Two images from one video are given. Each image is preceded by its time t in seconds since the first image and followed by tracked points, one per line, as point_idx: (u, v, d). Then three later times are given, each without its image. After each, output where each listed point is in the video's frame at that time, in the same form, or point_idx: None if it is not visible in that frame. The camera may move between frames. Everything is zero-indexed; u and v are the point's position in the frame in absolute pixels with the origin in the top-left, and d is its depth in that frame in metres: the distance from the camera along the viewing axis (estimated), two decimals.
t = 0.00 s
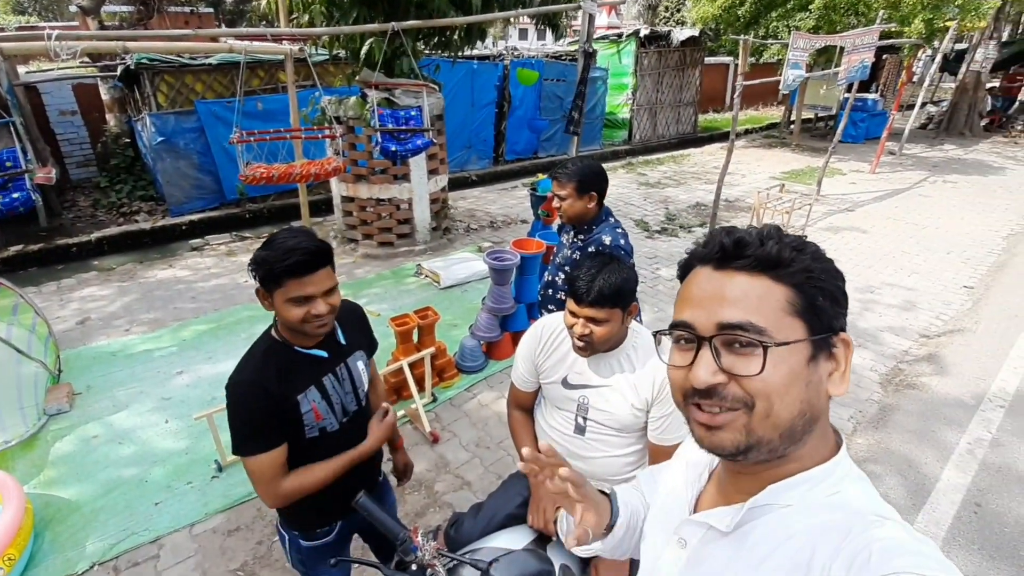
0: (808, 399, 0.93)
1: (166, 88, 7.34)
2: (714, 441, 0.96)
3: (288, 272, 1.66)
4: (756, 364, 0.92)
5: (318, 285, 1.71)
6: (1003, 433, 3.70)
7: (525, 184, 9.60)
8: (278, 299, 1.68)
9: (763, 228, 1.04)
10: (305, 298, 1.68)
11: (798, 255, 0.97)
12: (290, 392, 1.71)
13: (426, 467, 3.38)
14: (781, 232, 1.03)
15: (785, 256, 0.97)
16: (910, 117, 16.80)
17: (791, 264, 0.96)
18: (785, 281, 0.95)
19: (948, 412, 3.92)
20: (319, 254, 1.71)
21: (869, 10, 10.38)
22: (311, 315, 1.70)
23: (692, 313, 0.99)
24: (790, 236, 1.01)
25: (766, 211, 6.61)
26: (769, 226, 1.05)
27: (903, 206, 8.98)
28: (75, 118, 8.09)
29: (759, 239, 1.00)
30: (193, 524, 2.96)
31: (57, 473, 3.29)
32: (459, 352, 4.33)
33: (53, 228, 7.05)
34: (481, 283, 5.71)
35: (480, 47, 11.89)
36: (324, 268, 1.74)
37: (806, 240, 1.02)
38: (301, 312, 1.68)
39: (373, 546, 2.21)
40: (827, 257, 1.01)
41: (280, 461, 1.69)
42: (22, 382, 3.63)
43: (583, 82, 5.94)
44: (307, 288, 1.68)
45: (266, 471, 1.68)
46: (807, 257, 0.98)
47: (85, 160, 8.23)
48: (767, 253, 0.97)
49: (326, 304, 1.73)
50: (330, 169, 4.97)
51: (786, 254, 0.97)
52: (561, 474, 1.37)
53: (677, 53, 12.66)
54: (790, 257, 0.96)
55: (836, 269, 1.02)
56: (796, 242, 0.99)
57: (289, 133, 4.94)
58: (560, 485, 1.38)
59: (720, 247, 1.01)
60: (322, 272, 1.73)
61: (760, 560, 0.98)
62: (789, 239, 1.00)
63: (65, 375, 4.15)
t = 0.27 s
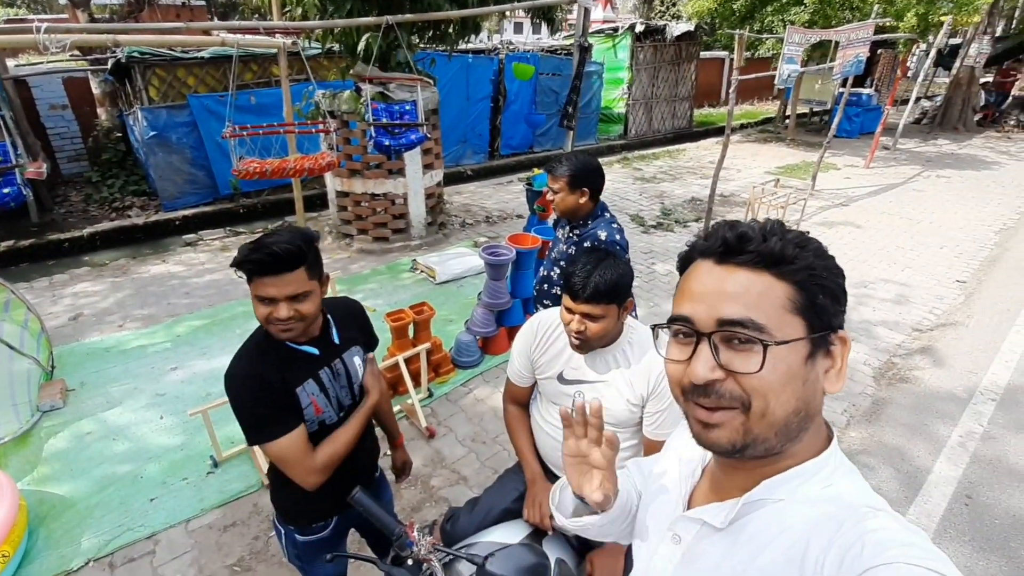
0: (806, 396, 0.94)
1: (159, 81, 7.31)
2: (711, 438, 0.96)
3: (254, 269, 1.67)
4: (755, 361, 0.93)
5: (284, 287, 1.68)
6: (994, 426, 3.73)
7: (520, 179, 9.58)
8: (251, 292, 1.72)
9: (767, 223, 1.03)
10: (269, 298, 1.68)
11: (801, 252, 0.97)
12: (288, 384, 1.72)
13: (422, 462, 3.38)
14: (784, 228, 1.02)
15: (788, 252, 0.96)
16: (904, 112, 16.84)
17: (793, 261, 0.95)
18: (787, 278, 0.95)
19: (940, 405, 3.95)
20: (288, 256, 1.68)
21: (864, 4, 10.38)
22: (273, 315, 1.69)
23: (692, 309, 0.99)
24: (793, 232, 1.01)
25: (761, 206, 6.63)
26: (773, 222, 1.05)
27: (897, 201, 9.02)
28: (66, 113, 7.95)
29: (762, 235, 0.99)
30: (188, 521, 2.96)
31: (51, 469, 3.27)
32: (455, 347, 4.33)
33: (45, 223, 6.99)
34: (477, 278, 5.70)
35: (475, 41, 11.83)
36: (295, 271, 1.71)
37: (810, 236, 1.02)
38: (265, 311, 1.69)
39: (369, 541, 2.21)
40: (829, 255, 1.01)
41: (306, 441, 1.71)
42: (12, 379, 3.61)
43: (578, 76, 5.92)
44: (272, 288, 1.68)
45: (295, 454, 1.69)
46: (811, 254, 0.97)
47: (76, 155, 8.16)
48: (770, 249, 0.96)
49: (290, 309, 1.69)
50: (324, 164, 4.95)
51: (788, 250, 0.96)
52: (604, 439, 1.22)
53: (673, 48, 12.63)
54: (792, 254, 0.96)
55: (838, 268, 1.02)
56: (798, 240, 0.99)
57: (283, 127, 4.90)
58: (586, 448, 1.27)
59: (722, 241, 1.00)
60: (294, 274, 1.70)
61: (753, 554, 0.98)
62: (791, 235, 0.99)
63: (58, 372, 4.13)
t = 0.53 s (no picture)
0: (803, 393, 0.94)
1: (151, 76, 7.21)
2: (708, 434, 0.97)
3: (241, 270, 1.66)
4: (752, 359, 0.93)
5: (271, 288, 1.67)
6: (986, 421, 3.76)
7: (516, 175, 9.56)
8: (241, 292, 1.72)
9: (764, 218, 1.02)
10: (257, 298, 1.67)
11: (798, 250, 0.96)
12: (285, 382, 1.71)
13: (418, 459, 3.37)
14: (782, 224, 1.01)
15: (785, 250, 0.95)
16: (898, 108, 16.91)
17: (790, 259, 0.94)
18: (783, 276, 0.94)
19: (932, 400, 3.98)
20: (276, 257, 1.67)
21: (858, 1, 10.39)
22: (261, 316, 1.68)
23: (688, 306, 0.99)
24: (790, 229, 0.99)
25: (756, 202, 6.64)
26: (770, 217, 1.03)
27: (890, 197, 9.07)
28: (56, 108, 7.86)
29: (759, 231, 0.98)
30: (183, 519, 2.94)
31: (44, 468, 3.25)
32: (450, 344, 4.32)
33: (35, 220, 6.93)
34: (472, 275, 5.69)
35: (470, 37, 11.78)
36: (285, 272, 1.69)
37: (805, 233, 1.01)
38: (254, 311, 1.68)
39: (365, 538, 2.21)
40: (825, 251, 1.00)
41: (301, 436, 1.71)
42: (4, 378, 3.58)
43: (574, 72, 5.90)
44: (259, 288, 1.67)
45: (290, 448, 1.68)
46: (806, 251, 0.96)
47: (67, 151, 8.07)
48: (767, 246, 0.95)
49: (278, 310, 1.67)
50: (318, 161, 4.91)
51: (786, 247, 0.95)
52: (592, 452, 1.21)
53: (668, 44, 12.61)
54: (789, 252, 0.95)
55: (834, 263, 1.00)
56: (795, 236, 0.98)
57: (276, 123, 4.86)
58: (577, 455, 1.23)
59: (719, 239, 0.99)
60: (282, 274, 1.68)
61: (745, 546, 0.98)
62: (789, 232, 0.98)
63: (50, 370, 4.09)
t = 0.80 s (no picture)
0: (808, 398, 0.94)
1: (144, 72, 7.17)
2: (710, 433, 0.98)
3: (241, 267, 1.66)
4: (759, 364, 0.92)
5: (272, 285, 1.67)
6: (979, 417, 3.78)
7: (512, 173, 9.56)
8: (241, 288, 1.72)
9: (785, 218, 0.99)
10: (258, 295, 1.67)
11: (818, 255, 0.93)
12: (282, 382, 1.69)
13: (414, 457, 3.37)
14: (804, 225, 0.98)
15: (805, 255, 0.92)
16: (892, 107, 16.98)
17: (809, 265, 0.92)
18: (800, 283, 0.92)
19: (926, 397, 4.00)
20: (277, 254, 1.67)
21: None
22: (261, 313, 1.68)
23: (699, 305, 0.98)
24: (812, 231, 0.96)
25: (751, 200, 6.66)
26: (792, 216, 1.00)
27: (884, 195, 9.11)
28: (49, 104, 7.80)
29: (780, 233, 0.95)
30: (178, 517, 2.93)
31: (37, 466, 3.23)
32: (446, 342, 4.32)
33: (28, 217, 6.88)
34: (469, 272, 5.68)
35: (467, 33, 11.75)
36: (285, 269, 1.69)
37: (828, 236, 0.98)
38: (254, 308, 1.69)
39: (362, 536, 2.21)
40: (847, 256, 0.97)
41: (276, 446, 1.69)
42: None
43: (570, 69, 5.89)
44: (260, 285, 1.67)
45: (263, 459, 1.67)
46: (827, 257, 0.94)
47: (60, 147, 8.01)
48: (786, 250, 0.93)
49: (280, 307, 1.68)
50: (314, 158, 4.89)
51: (806, 252, 0.93)
52: (582, 455, 1.23)
53: (665, 41, 12.61)
54: (809, 257, 0.92)
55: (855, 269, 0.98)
56: (816, 239, 0.95)
57: (271, 120, 4.83)
58: (571, 457, 1.26)
59: (737, 238, 0.97)
60: (283, 271, 1.69)
61: (744, 543, 0.98)
62: (810, 234, 0.95)
63: (43, 368, 4.07)
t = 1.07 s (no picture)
0: (800, 404, 0.94)
1: (136, 70, 7.13)
2: (701, 433, 0.99)
3: (237, 266, 1.65)
4: (752, 368, 0.93)
5: (269, 284, 1.66)
6: (970, 413, 3.82)
7: (507, 171, 9.54)
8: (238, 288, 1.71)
9: (792, 221, 0.99)
10: (254, 295, 1.66)
11: (822, 260, 0.93)
12: (276, 382, 1.69)
13: (410, 455, 3.36)
14: (809, 228, 0.98)
15: (808, 259, 0.92)
16: (885, 105, 17.06)
17: (811, 270, 0.92)
18: (803, 287, 0.92)
19: (918, 394, 4.02)
20: (273, 252, 1.66)
21: None
22: (258, 312, 1.67)
23: (697, 304, 0.98)
24: (817, 236, 0.96)
25: (745, 197, 6.68)
26: (798, 219, 1.00)
27: (877, 192, 9.16)
28: (39, 101, 7.73)
29: (784, 235, 0.95)
30: (172, 517, 2.92)
31: (29, 467, 3.21)
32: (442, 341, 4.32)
33: (18, 216, 6.81)
34: (464, 271, 5.68)
35: (461, 31, 11.71)
36: (282, 267, 1.69)
37: (834, 241, 0.97)
38: (251, 307, 1.68)
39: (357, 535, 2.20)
40: (852, 262, 0.97)
41: (260, 452, 1.69)
42: None
43: (565, 67, 5.88)
44: (257, 284, 1.66)
45: (241, 465, 1.66)
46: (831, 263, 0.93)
47: (50, 146, 7.94)
48: (790, 253, 0.93)
49: (277, 305, 1.67)
50: (307, 156, 4.86)
51: (810, 257, 0.92)
52: (580, 466, 1.21)
53: (659, 39, 12.61)
54: (812, 263, 0.92)
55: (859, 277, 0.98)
56: (821, 244, 0.95)
57: (264, 118, 4.80)
58: (568, 469, 1.23)
59: (741, 238, 0.97)
60: (280, 270, 1.68)
61: (737, 542, 0.98)
62: (815, 238, 0.96)
63: (35, 368, 4.03)
